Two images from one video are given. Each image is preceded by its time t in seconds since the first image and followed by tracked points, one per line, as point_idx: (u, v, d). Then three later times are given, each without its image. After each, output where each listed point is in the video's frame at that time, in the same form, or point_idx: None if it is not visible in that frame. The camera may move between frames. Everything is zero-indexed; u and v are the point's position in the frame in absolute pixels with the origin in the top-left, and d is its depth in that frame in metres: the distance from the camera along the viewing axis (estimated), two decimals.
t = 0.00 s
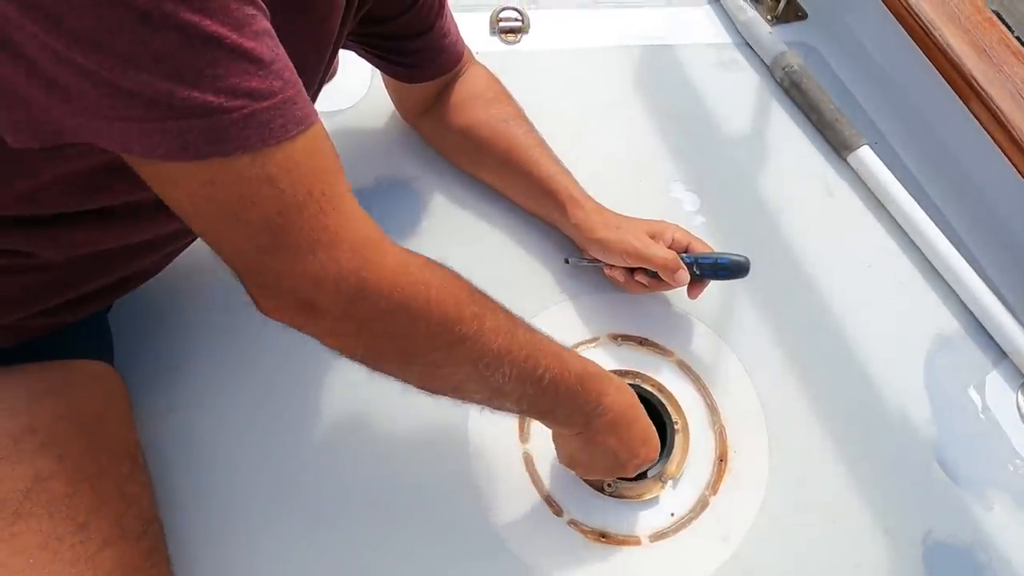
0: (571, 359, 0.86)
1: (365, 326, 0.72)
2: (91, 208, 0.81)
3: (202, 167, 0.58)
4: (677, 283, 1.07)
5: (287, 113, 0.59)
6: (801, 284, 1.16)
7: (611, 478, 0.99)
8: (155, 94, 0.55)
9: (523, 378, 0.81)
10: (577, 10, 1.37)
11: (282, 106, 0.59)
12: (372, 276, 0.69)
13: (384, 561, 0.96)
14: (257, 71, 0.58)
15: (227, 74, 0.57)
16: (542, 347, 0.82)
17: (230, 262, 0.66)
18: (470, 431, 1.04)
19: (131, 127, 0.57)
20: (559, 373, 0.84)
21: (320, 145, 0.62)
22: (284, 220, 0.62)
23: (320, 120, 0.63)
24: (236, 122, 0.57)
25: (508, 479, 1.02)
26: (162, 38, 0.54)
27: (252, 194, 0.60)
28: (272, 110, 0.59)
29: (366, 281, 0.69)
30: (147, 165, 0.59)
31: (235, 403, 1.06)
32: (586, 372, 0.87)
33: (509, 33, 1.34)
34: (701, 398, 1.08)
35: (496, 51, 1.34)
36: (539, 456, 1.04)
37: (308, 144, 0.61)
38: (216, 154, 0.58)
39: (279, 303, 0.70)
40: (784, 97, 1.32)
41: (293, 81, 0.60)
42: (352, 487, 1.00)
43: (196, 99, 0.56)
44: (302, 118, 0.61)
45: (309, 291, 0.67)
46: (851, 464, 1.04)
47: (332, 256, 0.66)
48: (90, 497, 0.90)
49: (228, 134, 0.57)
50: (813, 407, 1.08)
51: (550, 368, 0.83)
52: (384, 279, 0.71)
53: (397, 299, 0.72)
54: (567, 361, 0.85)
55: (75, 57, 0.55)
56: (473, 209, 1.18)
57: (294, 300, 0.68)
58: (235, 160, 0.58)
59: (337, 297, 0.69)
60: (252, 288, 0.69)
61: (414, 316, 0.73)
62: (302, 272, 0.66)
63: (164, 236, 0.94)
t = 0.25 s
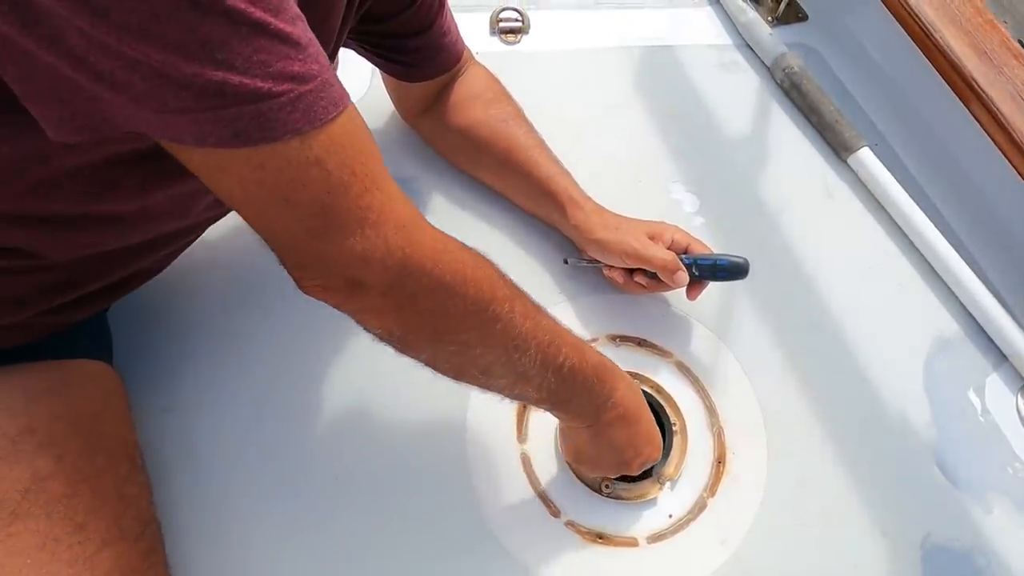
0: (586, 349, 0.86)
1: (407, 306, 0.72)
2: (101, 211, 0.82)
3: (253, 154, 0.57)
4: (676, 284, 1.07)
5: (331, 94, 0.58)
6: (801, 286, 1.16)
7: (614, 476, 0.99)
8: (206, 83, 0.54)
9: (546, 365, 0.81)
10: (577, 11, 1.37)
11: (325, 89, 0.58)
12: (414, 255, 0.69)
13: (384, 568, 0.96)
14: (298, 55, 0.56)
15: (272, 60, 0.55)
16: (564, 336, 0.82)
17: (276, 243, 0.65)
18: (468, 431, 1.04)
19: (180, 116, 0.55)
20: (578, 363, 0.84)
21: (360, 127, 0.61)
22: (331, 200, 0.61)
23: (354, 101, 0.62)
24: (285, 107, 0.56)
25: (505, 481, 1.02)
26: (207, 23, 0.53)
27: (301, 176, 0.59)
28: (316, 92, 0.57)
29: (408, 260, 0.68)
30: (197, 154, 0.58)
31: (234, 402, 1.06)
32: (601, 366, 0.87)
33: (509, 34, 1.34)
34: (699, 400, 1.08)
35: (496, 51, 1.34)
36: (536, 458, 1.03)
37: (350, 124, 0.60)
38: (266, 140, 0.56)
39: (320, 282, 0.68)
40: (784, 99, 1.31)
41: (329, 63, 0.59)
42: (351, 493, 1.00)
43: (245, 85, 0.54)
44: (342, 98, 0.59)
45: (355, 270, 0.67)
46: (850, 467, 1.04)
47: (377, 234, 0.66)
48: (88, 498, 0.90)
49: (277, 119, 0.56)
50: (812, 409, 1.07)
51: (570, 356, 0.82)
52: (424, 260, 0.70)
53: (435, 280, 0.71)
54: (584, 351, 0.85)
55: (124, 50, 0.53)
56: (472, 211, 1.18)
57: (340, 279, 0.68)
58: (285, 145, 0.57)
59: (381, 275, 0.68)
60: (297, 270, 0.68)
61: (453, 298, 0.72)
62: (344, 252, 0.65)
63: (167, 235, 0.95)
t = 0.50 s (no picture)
0: (595, 355, 0.85)
1: (424, 308, 0.71)
2: (101, 213, 0.82)
3: (273, 154, 0.56)
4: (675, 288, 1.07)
5: (349, 93, 0.57)
6: (800, 289, 1.16)
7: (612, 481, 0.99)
8: (227, 83, 0.53)
9: (557, 372, 0.80)
10: (577, 13, 1.37)
11: (343, 88, 0.57)
12: (432, 256, 0.68)
13: None
14: (317, 54, 0.55)
15: (291, 59, 0.54)
16: (574, 342, 0.81)
17: (292, 244, 0.64)
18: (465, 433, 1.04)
19: (199, 116, 0.54)
20: (587, 370, 0.83)
21: (379, 127, 0.61)
22: (351, 200, 0.60)
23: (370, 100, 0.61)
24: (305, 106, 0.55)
25: (503, 483, 1.01)
26: (226, 22, 0.51)
27: (321, 176, 0.58)
28: (335, 91, 0.56)
29: (426, 261, 0.68)
30: (216, 154, 0.56)
31: (233, 403, 1.06)
32: (608, 373, 0.87)
33: (509, 36, 1.34)
34: (697, 403, 1.08)
35: (496, 53, 1.34)
36: (534, 460, 1.03)
37: (368, 124, 0.59)
38: (286, 140, 0.55)
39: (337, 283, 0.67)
40: (784, 102, 1.31)
41: (345, 62, 0.58)
42: (350, 500, 1.00)
43: (266, 85, 0.53)
44: (360, 98, 0.58)
45: (373, 270, 0.66)
46: (848, 470, 1.04)
47: (397, 235, 0.65)
48: (86, 499, 0.90)
49: (297, 118, 0.55)
50: (812, 413, 1.07)
51: (580, 364, 0.82)
52: (442, 262, 0.69)
53: (452, 282, 0.70)
54: (592, 358, 0.84)
55: (145, 51, 0.52)
56: (470, 213, 1.18)
57: (358, 280, 0.67)
58: (305, 145, 0.56)
59: (399, 276, 0.67)
60: (313, 271, 0.66)
61: (468, 301, 0.71)
62: (364, 252, 0.64)
63: (167, 237, 0.95)
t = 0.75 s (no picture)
0: (591, 355, 0.85)
1: (424, 306, 0.71)
2: (104, 212, 0.83)
3: (276, 152, 0.56)
4: (675, 289, 1.06)
5: (352, 91, 0.57)
6: (801, 290, 1.16)
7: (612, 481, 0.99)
8: (231, 81, 0.53)
9: (555, 370, 0.80)
10: (579, 13, 1.36)
11: (346, 86, 0.57)
12: (433, 254, 0.68)
13: None
14: (320, 52, 0.55)
15: (295, 57, 0.54)
16: (570, 342, 0.82)
17: (293, 242, 0.64)
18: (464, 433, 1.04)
19: (204, 114, 0.54)
20: (584, 368, 0.83)
21: (380, 125, 0.61)
22: (353, 198, 0.60)
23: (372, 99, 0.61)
24: (309, 104, 0.55)
25: (503, 483, 1.01)
26: (231, 20, 0.51)
27: (323, 175, 0.58)
28: (339, 89, 0.56)
29: (426, 258, 0.67)
30: (219, 152, 0.56)
31: (233, 402, 1.06)
32: (604, 372, 0.87)
33: (510, 36, 1.34)
34: (697, 404, 1.08)
35: (496, 53, 1.33)
36: (534, 461, 1.03)
37: (370, 122, 0.59)
38: (290, 138, 0.55)
39: (337, 281, 0.67)
40: (785, 102, 1.31)
41: (348, 61, 0.58)
42: (351, 499, 1.00)
43: (269, 83, 0.53)
44: (363, 96, 0.58)
45: (375, 268, 0.66)
46: (849, 471, 1.04)
47: (398, 233, 0.64)
48: (87, 498, 0.90)
49: (301, 116, 0.55)
50: (812, 414, 1.07)
51: (577, 363, 0.82)
52: (442, 260, 0.69)
53: (452, 280, 0.70)
54: (588, 358, 0.85)
55: (149, 49, 0.52)
56: (471, 213, 1.18)
57: (359, 278, 0.66)
58: (307, 143, 0.56)
59: (400, 272, 0.67)
60: (314, 269, 0.66)
61: (468, 299, 0.72)
62: (365, 249, 0.64)
63: (169, 236, 0.95)
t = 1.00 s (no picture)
0: (588, 349, 0.86)
1: (419, 293, 0.71)
2: (105, 200, 0.83)
3: (273, 135, 0.56)
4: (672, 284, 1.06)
5: (352, 75, 0.57)
6: (798, 286, 1.16)
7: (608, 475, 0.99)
8: (230, 62, 0.53)
9: (550, 361, 0.80)
10: (577, 9, 1.37)
11: (345, 70, 0.57)
12: (429, 241, 0.68)
13: (377, 568, 0.96)
14: (319, 35, 0.56)
15: (294, 39, 0.54)
16: (566, 334, 0.82)
17: (289, 227, 0.64)
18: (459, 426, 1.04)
19: (203, 95, 0.54)
20: (580, 361, 0.83)
21: (379, 111, 0.61)
22: (350, 183, 0.60)
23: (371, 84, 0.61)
24: (308, 87, 0.55)
25: (499, 477, 1.02)
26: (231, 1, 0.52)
27: (320, 159, 0.58)
28: (338, 72, 0.56)
29: (422, 246, 0.68)
30: (216, 136, 0.56)
31: (231, 394, 1.06)
32: (601, 366, 0.87)
33: (509, 32, 1.35)
34: (693, 399, 1.08)
35: (495, 50, 1.34)
36: (530, 455, 1.03)
37: (369, 108, 0.59)
38: (289, 120, 0.55)
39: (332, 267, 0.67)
40: (783, 99, 1.31)
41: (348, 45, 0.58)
42: (349, 491, 1.00)
43: (268, 64, 0.54)
44: (362, 80, 0.59)
45: (371, 254, 0.66)
46: (846, 467, 1.04)
47: (394, 219, 0.65)
48: (85, 488, 0.90)
49: (300, 98, 0.55)
50: (809, 410, 1.07)
51: (573, 356, 0.82)
52: (438, 248, 0.69)
53: (447, 269, 0.70)
54: (585, 351, 0.85)
55: (150, 29, 0.52)
56: (469, 208, 1.18)
57: (354, 264, 0.67)
58: (305, 126, 0.56)
59: (396, 259, 0.67)
60: (310, 255, 0.66)
61: (462, 287, 0.72)
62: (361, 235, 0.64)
63: (169, 223, 0.95)
